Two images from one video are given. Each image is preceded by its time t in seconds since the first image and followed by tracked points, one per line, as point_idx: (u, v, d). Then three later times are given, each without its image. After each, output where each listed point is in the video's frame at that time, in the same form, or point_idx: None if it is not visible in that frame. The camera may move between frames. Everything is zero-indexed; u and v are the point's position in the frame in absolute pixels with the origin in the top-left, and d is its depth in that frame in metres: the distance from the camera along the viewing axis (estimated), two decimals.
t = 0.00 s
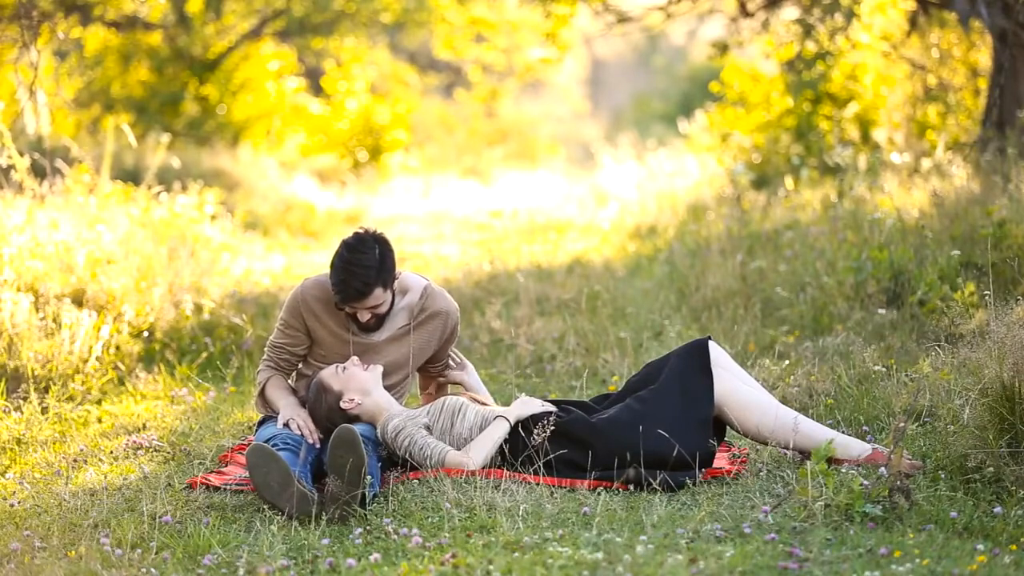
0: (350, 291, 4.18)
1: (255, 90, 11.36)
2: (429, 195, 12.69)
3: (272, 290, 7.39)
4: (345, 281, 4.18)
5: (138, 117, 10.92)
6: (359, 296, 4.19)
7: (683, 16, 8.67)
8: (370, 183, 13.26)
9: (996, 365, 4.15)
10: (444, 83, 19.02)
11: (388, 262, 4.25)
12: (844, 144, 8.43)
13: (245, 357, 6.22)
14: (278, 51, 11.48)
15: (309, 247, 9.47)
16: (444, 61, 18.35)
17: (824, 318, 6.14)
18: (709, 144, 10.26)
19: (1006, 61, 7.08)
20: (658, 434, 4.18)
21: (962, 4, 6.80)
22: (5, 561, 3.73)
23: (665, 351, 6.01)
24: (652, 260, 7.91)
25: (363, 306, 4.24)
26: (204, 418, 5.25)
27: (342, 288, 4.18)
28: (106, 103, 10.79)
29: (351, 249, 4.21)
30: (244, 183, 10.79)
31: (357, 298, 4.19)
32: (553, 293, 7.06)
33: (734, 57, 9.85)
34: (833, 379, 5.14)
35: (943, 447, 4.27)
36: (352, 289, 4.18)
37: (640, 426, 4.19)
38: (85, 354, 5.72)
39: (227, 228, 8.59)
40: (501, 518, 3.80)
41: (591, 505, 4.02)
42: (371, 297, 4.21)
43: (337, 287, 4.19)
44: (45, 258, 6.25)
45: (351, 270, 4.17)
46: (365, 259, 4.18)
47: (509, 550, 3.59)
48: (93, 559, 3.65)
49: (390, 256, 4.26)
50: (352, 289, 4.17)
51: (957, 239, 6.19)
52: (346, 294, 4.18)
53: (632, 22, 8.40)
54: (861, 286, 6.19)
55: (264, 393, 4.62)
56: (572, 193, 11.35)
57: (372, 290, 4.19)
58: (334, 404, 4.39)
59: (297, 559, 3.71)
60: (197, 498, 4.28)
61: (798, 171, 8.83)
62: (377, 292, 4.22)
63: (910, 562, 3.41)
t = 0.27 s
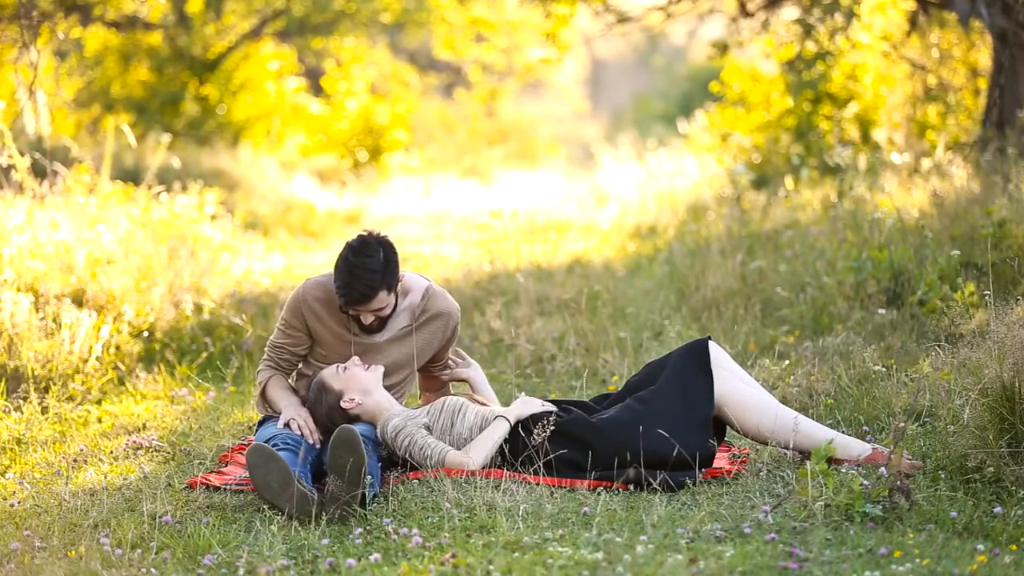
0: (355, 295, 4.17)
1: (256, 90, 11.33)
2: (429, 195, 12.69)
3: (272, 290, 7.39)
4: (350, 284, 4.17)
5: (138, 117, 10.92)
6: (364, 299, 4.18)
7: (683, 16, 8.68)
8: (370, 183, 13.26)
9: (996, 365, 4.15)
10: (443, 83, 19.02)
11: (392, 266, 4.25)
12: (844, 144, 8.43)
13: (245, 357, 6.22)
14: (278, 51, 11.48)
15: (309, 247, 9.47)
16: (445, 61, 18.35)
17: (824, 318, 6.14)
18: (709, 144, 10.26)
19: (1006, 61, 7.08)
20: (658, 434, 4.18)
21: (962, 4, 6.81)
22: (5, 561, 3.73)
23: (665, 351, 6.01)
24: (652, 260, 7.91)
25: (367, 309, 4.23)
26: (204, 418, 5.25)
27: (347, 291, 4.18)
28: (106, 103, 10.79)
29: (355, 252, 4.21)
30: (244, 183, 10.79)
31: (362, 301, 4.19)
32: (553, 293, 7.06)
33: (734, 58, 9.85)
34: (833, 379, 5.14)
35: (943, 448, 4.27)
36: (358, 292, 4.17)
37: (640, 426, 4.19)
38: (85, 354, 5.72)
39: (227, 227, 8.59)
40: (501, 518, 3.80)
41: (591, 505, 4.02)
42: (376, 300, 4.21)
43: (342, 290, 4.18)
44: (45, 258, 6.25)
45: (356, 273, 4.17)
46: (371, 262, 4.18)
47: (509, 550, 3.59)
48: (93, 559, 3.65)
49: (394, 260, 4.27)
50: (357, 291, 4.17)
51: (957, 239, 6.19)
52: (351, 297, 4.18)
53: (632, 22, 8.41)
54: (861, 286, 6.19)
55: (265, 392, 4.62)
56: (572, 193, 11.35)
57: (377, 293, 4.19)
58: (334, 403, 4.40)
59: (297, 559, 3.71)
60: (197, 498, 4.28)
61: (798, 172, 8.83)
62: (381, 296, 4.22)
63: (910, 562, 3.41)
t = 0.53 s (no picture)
0: (357, 296, 4.17)
1: (255, 91, 11.33)
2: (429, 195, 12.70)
3: (272, 290, 7.39)
4: (352, 284, 4.17)
5: (138, 117, 10.93)
6: (366, 300, 4.18)
7: (683, 16, 8.67)
8: (370, 183, 13.26)
9: (996, 365, 4.15)
10: (444, 83, 19.02)
11: (394, 266, 4.25)
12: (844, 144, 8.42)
13: (245, 357, 6.21)
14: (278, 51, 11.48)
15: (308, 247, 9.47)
16: (445, 61, 18.34)
17: (824, 318, 6.14)
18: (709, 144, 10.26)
19: (1006, 61, 7.08)
20: (658, 434, 4.17)
21: (962, 4, 6.81)
22: (5, 561, 3.73)
23: (665, 351, 6.01)
24: (652, 260, 7.91)
25: (369, 309, 4.24)
26: (205, 418, 5.25)
27: (349, 292, 4.18)
28: (106, 103, 10.78)
29: (358, 252, 4.20)
30: (244, 183, 10.78)
31: (364, 302, 4.19)
32: (553, 293, 7.06)
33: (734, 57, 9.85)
34: (833, 379, 5.14)
35: (943, 448, 4.27)
36: (360, 292, 4.17)
37: (641, 426, 4.19)
38: (85, 354, 5.72)
39: (227, 227, 8.59)
40: (501, 518, 3.80)
41: (591, 505, 4.03)
42: (378, 301, 4.21)
43: (344, 290, 4.18)
44: (45, 258, 6.25)
45: (359, 273, 4.16)
46: (373, 263, 4.18)
47: (509, 550, 3.59)
48: (93, 559, 3.65)
49: (396, 260, 4.27)
50: (359, 292, 4.17)
51: (957, 239, 6.19)
52: (354, 298, 4.18)
53: (632, 22, 8.40)
54: (861, 286, 6.19)
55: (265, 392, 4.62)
56: (572, 193, 11.35)
57: (379, 293, 4.19)
58: (334, 403, 4.39)
59: (297, 559, 3.71)
60: (197, 498, 4.28)
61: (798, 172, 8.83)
62: (384, 296, 4.22)
63: (910, 562, 3.41)
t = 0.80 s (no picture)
0: (358, 295, 4.17)
1: (255, 90, 11.33)
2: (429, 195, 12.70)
3: (272, 290, 7.38)
4: (352, 284, 4.17)
5: (138, 117, 10.92)
6: (367, 299, 4.18)
7: (683, 16, 8.67)
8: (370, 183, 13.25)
9: (996, 365, 4.16)
10: (444, 83, 19.02)
11: (394, 266, 4.25)
12: (844, 143, 8.42)
13: (245, 357, 6.21)
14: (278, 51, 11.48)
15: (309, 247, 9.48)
16: (445, 61, 18.35)
17: (824, 318, 6.14)
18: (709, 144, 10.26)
19: (1006, 61, 7.08)
20: (658, 434, 4.17)
21: (962, 4, 6.81)
22: (5, 561, 3.73)
23: (665, 351, 6.01)
24: (652, 260, 7.91)
25: (369, 309, 4.24)
26: (205, 418, 5.25)
27: (349, 292, 4.18)
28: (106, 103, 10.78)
29: (358, 252, 4.20)
30: (244, 183, 10.78)
31: (364, 302, 4.19)
32: (553, 293, 7.06)
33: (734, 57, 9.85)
34: (833, 379, 5.14)
35: (943, 448, 4.27)
36: (360, 291, 4.17)
37: (640, 426, 4.19)
38: (85, 354, 5.72)
39: (227, 227, 8.58)
40: (501, 518, 3.81)
41: (591, 505, 4.03)
42: (378, 300, 4.21)
43: (344, 290, 4.18)
44: (45, 258, 6.25)
45: (359, 273, 4.16)
46: (373, 263, 4.18)
47: (509, 550, 3.59)
48: (93, 559, 3.65)
49: (396, 259, 4.26)
50: (359, 292, 4.17)
51: (957, 239, 6.19)
52: (354, 297, 4.18)
53: (632, 22, 8.40)
54: (861, 286, 6.19)
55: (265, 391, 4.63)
56: (572, 193, 11.35)
57: (379, 293, 4.19)
58: (333, 404, 4.40)
59: (297, 559, 3.71)
60: (197, 498, 4.29)
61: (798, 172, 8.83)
62: (384, 296, 4.22)
63: (910, 562, 3.41)
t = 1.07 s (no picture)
0: (357, 293, 4.17)
1: (255, 90, 11.33)
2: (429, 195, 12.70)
3: (272, 290, 7.39)
4: (352, 282, 4.16)
5: (138, 117, 10.93)
6: (367, 297, 4.18)
7: (684, 16, 8.67)
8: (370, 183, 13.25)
9: (996, 365, 4.16)
10: (444, 83, 19.02)
11: (393, 263, 4.25)
12: (844, 143, 8.42)
13: (245, 357, 6.21)
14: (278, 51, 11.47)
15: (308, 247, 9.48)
16: (445, 61, 18.35)
17: (824, 318, 6.14)
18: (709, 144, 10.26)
19: (1006, 61, 7.08)
20: (658, 434, 4.17)
21: (962, 4, 6.81)
22: (5, 561, 3.73)
23: (665, 351, 6.01)
24: (652, 260, 7.91)
25: (369, 308, 4.23)
26: (205, 418, 5.25)
27: (349, 290, 4.17)
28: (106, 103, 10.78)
29: (357, 251, 4.20)
30: (244, 183, 10.78)
31: (364, 300, 4.18)
32: (553, 293, 7.06)
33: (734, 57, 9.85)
34: (833, 379, 5.14)
35: (943, 448, 4.27)
36: (360, 289, 4.16)
37: (641, 426, 4.19)
38: (85, 354, 5.72)
39: (227, 227, 8.58)
40: (501, 518, 3.80)
41: (591, 505, 4.03)
42: (378, 298, 4.20)
43: (344, 288, 4.18)
44: (45, 258, 6.25)
45: (358, 271, 4.16)
46: (372, 260, 4.18)
47: (509, 550, 3.59)
48: (93, 559, 3.65)
49: (395, 258, 4.26)
50: (359, 290, 4.16)
51: (957, 239, 6.20)
52: (353, 295, 4.17)
53: (632, 22, 8.40)
54: (861, 286, 6.19)
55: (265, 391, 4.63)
56: (572, 193, 11.35)
57: (379, 291, 4.19)
58: (329, 405, 4.41)
59: (297, 559, 3.71)
60: (197, 498, 4.28)
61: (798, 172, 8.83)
62: (383, 294, 4.22)
63: (910, 562, 3.41)
